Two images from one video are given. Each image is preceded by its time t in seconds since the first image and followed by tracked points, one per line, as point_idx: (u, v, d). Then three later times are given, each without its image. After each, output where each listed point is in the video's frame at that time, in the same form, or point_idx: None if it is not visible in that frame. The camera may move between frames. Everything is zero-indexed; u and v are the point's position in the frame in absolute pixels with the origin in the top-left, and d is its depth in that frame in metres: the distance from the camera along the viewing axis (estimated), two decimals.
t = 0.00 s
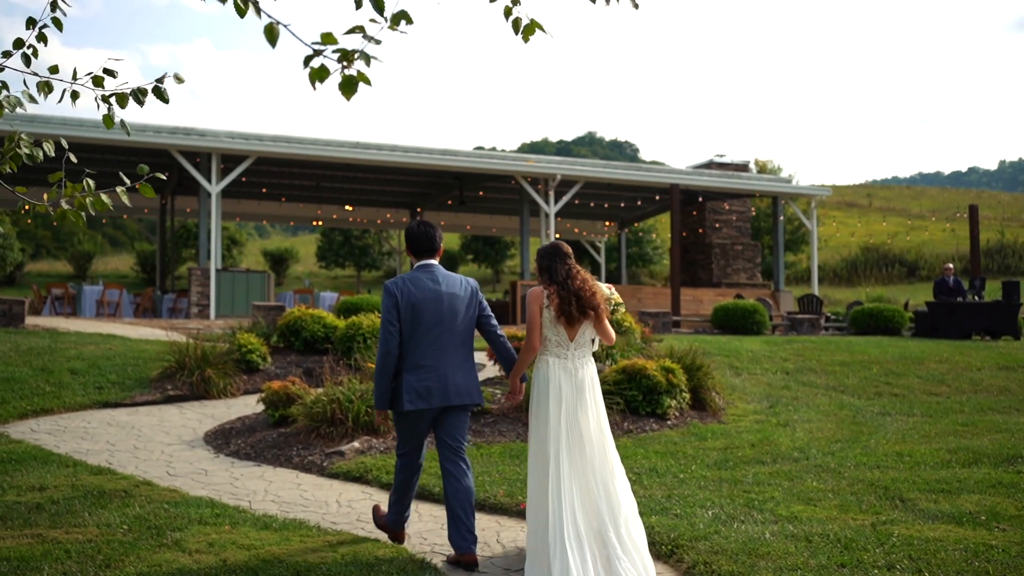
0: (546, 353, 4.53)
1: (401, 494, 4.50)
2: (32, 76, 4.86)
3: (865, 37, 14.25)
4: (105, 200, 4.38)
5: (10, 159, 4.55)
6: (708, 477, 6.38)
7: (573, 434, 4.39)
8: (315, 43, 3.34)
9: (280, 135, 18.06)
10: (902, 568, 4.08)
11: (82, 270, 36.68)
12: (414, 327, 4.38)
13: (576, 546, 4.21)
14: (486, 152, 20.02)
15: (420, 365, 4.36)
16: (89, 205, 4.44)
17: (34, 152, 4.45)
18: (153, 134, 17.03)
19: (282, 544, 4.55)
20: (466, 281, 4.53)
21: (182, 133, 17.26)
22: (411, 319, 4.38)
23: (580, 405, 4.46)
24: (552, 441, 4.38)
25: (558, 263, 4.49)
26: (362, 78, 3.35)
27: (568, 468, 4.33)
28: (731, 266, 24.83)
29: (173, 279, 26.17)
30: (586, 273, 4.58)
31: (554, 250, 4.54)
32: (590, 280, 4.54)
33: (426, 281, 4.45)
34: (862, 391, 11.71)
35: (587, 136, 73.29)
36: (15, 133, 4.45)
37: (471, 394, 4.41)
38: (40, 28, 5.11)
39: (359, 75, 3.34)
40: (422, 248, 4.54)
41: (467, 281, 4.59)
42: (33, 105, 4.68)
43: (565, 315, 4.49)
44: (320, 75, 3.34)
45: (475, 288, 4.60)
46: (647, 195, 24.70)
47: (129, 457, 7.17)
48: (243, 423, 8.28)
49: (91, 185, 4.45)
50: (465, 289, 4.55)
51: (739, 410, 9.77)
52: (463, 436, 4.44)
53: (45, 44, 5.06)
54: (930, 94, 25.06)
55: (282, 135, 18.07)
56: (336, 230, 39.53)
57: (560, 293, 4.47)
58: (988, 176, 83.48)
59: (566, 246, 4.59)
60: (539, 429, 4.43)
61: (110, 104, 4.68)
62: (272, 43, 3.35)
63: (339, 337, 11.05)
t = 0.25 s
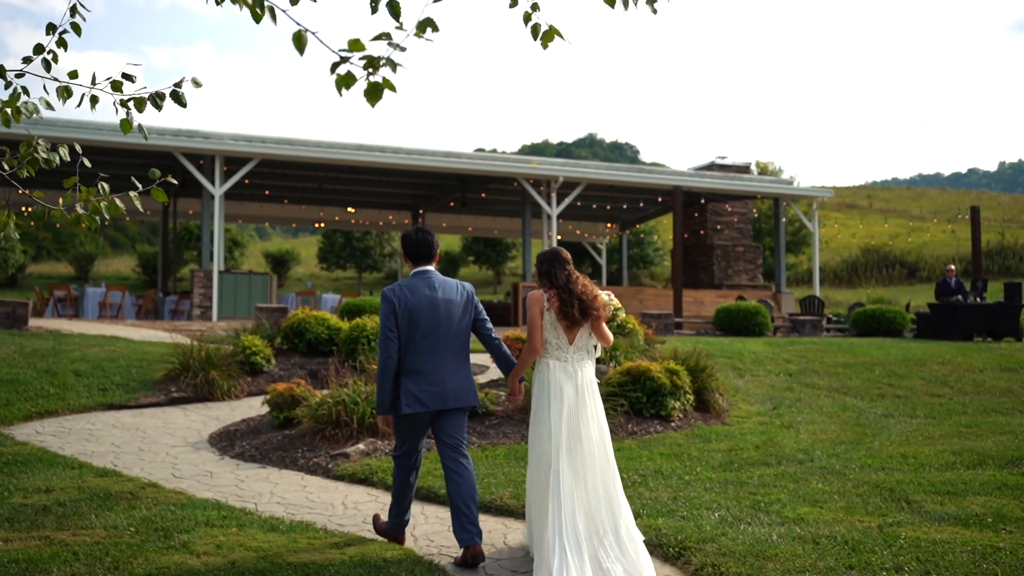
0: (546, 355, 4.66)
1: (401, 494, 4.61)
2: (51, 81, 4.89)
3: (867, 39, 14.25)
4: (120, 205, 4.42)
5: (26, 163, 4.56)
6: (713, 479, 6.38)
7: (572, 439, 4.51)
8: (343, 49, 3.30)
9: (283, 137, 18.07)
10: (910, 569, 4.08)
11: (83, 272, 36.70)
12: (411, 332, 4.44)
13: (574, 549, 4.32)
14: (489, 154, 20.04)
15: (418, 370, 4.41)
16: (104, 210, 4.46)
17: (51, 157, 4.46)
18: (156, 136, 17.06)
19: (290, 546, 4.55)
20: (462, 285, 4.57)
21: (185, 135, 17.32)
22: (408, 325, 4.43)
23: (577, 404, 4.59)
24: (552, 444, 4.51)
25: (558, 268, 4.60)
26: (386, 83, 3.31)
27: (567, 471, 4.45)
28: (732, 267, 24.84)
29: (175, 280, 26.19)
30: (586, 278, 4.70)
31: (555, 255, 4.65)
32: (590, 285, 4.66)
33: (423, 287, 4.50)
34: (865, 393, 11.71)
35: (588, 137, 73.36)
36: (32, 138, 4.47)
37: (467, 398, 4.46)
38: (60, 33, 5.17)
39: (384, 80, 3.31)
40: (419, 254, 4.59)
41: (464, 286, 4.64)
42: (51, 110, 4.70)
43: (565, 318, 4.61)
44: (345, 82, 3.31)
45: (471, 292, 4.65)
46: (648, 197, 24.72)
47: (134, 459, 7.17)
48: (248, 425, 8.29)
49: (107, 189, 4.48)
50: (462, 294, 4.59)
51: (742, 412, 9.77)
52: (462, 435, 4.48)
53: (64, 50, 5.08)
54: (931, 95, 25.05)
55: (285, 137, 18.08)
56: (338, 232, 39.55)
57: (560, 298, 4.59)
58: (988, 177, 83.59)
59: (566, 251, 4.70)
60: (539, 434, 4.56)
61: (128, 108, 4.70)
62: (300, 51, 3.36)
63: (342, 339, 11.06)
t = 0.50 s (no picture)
0: (545, 360, 4.75)
1: (401, 497, 4.62)
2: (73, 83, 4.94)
3: (870, 40, 14.26)
4: (136, 206, 4.41)
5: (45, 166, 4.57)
6: (720, 479, 6.39)
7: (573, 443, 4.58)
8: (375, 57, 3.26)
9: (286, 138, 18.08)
10: (921, 570, 4.08)
11: (84, 272, 36.71)
12: (405, 335, 4.52)
13: (574, 545, 4.40)
14: (492, 155, 20.06)
15: (412, 371, 4.49)
16: (120, 213, 4.46)
17: (70, 159, 4.48)
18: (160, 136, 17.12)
19: (300, 547, 4.55)
20: (454, 287, 4.66)
21: (190, 137, 17.46)
22: (403, 327, 4.51)
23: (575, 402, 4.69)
24: (551, 441, 4.58)
25: (558, 273, 4.74)
26: (418, 90, 3.24)
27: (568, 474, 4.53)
28: (733, 267, 24.84)
29: (177, 281, 26.18)
30: (584, 286, 4.83)
31: (555, 262, 4.77)
32: (587, 293, 4.81)
33: (416, 291, 4.57)
34: (869, 393, 11.71)
35: (588, 137, 73.44)
36: (52, 141, 4.48)
37: (460, 398, 4.56)
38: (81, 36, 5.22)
39: (416, 87, 3.23)
40: (412, 257, 4.67)
41: (456, 289, 4.72)
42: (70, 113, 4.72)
43: (564, 324, 4.71)
44: (378, 87, 3.24)
45: (464, 295, 4.74)
46: (651, 197, 24.71)
47: (140, 460, 7.17)
48: (254, 425, 8.29)
49: (124, 192, 4.48)
50: (454, 297, 4.68)
51: (747, 412, 9.77)
52: (456, 433, 4.59)
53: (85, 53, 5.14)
54: (932, 95, 25.06)
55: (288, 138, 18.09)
56: (339, 232, 39.55)
57: (560, 303, 4.70)
58: (988, 178, 83.68)
59: (565, 259, 4.83)
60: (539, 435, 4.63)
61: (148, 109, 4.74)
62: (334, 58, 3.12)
63: (347, 339, 11.07)
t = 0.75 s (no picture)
0: (543, 357, 4.83)
1: (405, 491, 4.69)
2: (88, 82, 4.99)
3: (870, 40, 14.28)
4: (152, 205, 4.45)
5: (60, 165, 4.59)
6: (727, 478, 6.39)
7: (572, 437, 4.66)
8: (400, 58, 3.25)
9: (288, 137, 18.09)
10: (930, 569, 4.09)
11: (85, 271, 36.71)
12: (403, 331, 4.62)
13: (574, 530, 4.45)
14: (494, 154, 20.07)
15: (408, 366, 4.60)
16: (135, 212, 4.51)
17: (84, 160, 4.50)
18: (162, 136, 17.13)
19: (309, 547, 4.55)
20: (452, 286, 4.78)
21: (192, 136, 17.49)
22: (401, 323, 4.61)
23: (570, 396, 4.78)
24: (547, 433, 4.67)
25: (558, 271, 4.87)
26: (443, 92, 3.24)
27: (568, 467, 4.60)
28: (735, 266, 24.83)
29: (179, 280, 26.17)
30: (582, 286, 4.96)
31: (555, 261, 4.90)
32: (585, 293, 4.94)
33: (415, 288, 4.68)
34: (873, 392, 11.71)
35: (588, 136, 73.45)
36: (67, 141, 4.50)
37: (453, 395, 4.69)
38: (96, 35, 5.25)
39: (441, 89, 3.23)
40: (411, 255, 4.79)
41: (454, 288, 4.84)
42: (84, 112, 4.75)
43: (563, 321, 4.81)
44: (404, 89, 3.24)
45: (461, 294, 4.86)
46: (653, 196, 24.71)
47: (147, 459, 7.18)
48: (259, 425, 8.30)
49: (137, 192, 4.52)
50: (451, 295, 4.79)
51: (751, 411, 9.77)
52: (445, 427, 4.75)
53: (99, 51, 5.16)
54: (932, 94, 25.07)
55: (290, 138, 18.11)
56: (340, 231, 39.54)
57: (560, 301, 4.82)
58: (989, 176, 83.67)
59: (565, 259, 4.96)
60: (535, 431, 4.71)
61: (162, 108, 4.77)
62: (361, 59, 3.08)
63: (351, 339, 11.07)
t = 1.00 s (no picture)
0: (537, 348, 4.97)
1: (410, 490, 4.71)
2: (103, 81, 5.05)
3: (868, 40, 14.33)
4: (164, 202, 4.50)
5: (75, 163, 4.62)
6: (734, 477, 6.39)
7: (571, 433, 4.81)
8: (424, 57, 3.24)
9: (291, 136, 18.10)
10: (941, 568, 4.09)
11: (86, 270, 36.70)
12: (400, 327, 4.73)
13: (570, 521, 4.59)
14: (495, 153, 20.07)
15: (406, 361, 4.71)
16: (148, 209, 4.55)
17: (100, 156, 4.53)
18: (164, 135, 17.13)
19: (319, 546, 4.55)
20: (450, 284, 4.90)
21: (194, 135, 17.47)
22: (399, 319, 4.73)
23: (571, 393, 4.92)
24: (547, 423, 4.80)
25: (552, 266, 5.01)
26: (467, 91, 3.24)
27: (565, 461, 4.74)
28: (736, 265, 24.82)
29: (179, 278, 26.16)
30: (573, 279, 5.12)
31: (549, 254, 5.04)
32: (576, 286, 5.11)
33: (413, 284, 4.80)
34: (876, 390, 11.72)
35: (588, 135, 73.47)
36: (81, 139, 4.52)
37: (449, 389, 4.80)
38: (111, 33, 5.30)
39: (465, 88, 3.22)
40: (411, 253, 4.91)
41: (451, 286, 4.96)
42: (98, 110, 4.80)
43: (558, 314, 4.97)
44: (427, 88, 3.23)
45: (458, 291, 4.98)
46: (654, 195, 24.70)
47: (153, 459, 7.18)
48: (264, 424, 8.30)
49: (152, 188, 4.56)
50: (448, 293, 4.91)
51: (756, 410, 9.77)
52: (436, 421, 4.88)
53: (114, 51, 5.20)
54: (932, 91, 24.93)
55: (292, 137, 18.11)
56: (340, 230, 39.52)
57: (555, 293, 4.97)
58: (989, 174, 83.68)
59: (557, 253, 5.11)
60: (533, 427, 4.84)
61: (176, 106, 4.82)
62: (386, 57, 3.08)
63: (355, 337, 11.06)
